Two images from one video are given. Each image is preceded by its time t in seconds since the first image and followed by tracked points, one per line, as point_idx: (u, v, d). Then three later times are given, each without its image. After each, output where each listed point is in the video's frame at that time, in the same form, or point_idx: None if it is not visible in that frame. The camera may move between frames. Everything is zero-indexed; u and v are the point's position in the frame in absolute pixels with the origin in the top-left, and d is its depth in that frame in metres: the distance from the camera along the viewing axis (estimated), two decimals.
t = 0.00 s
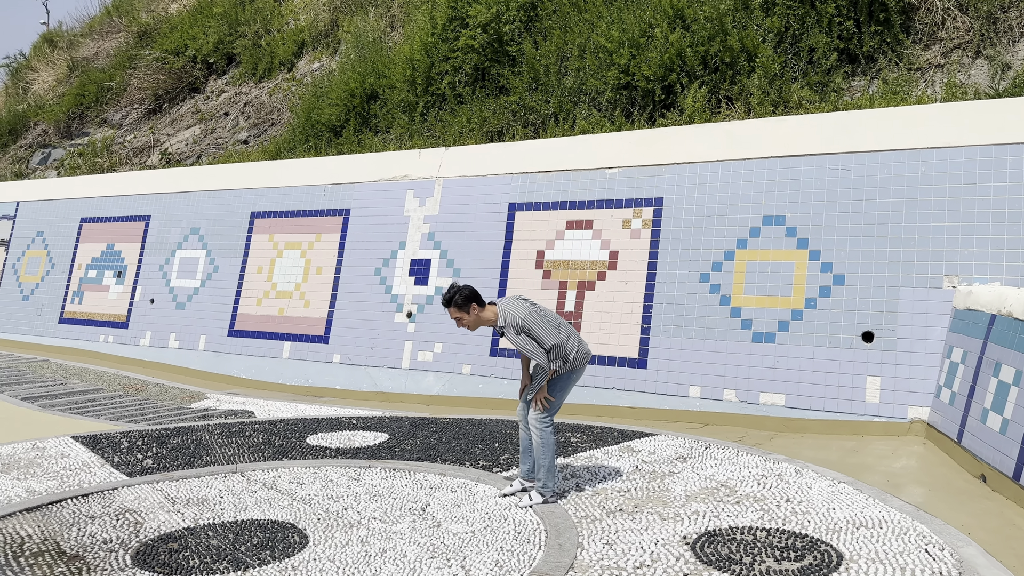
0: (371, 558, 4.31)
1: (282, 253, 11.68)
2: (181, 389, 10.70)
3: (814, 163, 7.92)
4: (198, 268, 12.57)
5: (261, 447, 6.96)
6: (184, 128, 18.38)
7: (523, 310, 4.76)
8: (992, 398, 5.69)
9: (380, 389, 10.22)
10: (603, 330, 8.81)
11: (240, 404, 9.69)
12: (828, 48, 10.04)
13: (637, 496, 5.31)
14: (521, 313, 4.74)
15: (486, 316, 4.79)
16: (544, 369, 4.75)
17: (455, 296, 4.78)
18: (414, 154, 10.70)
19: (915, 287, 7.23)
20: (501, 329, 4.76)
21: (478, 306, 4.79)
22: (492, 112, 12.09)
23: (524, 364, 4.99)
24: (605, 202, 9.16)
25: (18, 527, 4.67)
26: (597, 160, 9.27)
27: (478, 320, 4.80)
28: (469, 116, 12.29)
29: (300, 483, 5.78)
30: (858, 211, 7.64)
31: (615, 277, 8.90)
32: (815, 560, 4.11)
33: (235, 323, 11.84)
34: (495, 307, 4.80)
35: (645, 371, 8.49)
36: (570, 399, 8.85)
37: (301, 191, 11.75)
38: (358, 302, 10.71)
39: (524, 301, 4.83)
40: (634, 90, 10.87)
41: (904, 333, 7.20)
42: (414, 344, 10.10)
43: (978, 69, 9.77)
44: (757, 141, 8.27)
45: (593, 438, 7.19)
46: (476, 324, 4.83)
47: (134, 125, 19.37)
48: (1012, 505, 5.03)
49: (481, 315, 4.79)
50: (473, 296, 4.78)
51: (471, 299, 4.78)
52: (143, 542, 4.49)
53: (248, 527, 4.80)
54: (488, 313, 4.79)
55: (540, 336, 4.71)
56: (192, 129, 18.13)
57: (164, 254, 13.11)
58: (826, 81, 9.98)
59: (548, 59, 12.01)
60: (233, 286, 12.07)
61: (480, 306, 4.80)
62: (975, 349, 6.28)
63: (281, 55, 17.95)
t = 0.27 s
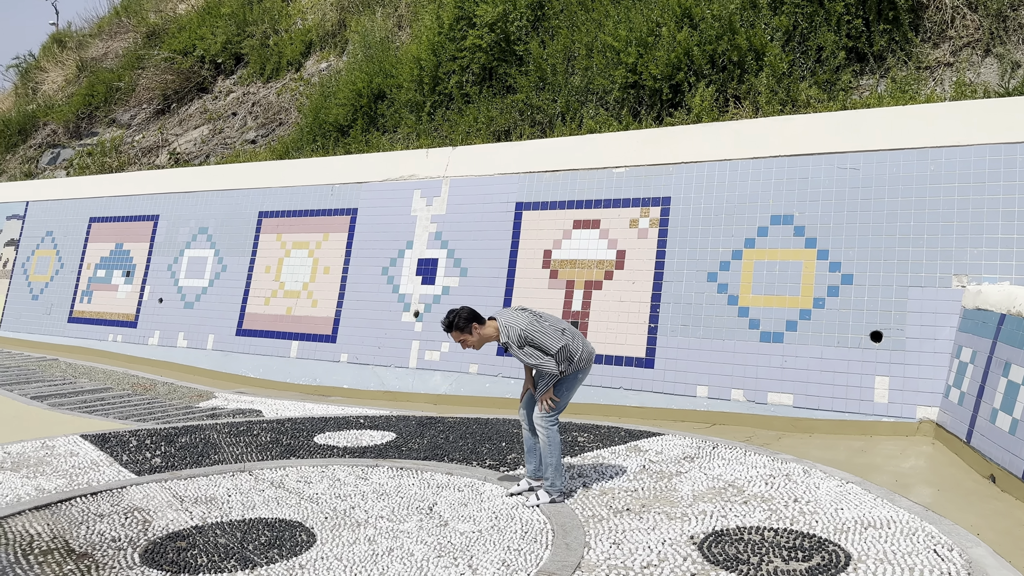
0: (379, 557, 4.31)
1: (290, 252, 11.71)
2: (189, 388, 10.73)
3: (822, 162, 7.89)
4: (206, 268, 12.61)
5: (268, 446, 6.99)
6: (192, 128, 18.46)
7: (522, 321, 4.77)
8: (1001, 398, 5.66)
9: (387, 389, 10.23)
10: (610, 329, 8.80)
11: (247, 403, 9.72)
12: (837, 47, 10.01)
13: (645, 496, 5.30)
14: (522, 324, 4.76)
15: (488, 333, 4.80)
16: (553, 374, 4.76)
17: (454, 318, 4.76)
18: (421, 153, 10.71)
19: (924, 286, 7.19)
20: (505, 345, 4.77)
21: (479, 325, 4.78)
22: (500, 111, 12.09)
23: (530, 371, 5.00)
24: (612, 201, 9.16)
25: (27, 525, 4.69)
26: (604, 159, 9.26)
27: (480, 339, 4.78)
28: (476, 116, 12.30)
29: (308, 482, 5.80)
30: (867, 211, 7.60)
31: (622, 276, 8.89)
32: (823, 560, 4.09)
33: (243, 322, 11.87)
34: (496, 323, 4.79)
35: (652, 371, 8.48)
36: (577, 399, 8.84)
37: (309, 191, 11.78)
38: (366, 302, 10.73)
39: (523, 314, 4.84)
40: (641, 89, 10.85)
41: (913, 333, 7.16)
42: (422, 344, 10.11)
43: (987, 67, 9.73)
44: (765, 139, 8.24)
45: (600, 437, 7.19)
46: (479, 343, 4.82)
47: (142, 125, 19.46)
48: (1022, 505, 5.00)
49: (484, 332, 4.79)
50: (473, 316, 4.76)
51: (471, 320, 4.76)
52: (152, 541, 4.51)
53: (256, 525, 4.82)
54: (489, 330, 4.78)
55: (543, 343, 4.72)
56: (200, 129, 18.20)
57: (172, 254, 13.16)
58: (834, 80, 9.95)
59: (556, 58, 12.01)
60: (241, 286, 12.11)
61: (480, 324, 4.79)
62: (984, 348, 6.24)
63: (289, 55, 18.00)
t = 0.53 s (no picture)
0: (393, 554, 4.34)
1: (306, 251, 11.78)
2: (206, 385, 10.83)
3: (839, 159, 7.83)
4: (223, 266, 12.71)
5: (284, 443, 7.04)
6: (209, 127, 18.60)
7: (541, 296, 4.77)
8: (1020, 397, 5.59)
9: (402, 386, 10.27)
10: (625, 327, 8.78)
11: (264, 400, 9.79)
12: (854, 42, 9.92)
13: (659, 495, 5.29)
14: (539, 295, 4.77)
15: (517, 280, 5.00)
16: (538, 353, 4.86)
17: (516, 226, 4.98)
18: (436, 152, 10.74)
19: (942, 284, 7.12)
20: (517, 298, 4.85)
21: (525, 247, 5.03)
22: (514, 109, 12.09)
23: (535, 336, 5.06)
24: (627, 199, 9.13)
25: (47, 521, 4.76)
26: (618, 157, 9.24)
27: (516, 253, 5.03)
28: (491, 114, 12.31)
29: (323, 479, 5.84)
30: (884, 208, 7.54)
31: (637, 274, 8.87)
32: (838, 560, 4.07)
33: (259, 320, 11.96)
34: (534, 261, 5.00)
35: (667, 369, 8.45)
36: (592, 397, 8.83)
37: (324, 189, 11.84)
38: (381, 300, 10.77)
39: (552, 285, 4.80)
40: (656, 86, 10.81)
41: (930, 331, 7.10)
42: (437, 342, 10.13)
43: (1008, 62, 9.62)
44: (780, 136, 8.19)
45: (614, 436, 7.17)
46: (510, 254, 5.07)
47: (160, 124, 19.62)
48: None
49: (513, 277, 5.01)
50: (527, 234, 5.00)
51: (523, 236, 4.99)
52: (169, 536, 4.56)
53: (272, 522, 4.86)
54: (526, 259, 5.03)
55: (553, 317, 4.76)
56: (217, 128, 18.33)
57: (190, 252, 13.27)
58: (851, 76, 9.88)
59: (570, 55, 11.98)
60: (257, 284, 12.19)
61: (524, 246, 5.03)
62: (1003, 347, 6.17)
63: (305, 54, 18.09)
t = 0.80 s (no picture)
0: (396, 557, 4.32)
1: (310, 253, 11.78)
2: (210, 388, 10.83)
3: (843, 161, 7.81)
4: (227, 268, 12.72)
5: (288, 446, 7.03)
6: (213, 130, 18.63)
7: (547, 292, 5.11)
8: None
9: (406, 389, 10.26)
10: (628, 330, 8.77)
11: (267, 403, 9.78)
12: (859, 45, 9.91)
13: (663, 498, 5.27)
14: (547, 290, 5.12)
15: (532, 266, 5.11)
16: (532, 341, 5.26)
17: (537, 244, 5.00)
18: (439, 154, 10.74)
19: (948, 287, 7.09)
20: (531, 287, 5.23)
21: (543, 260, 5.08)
22: (518, 111, 12.09)
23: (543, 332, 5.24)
24: (631, 202, 9.12)
25: (50, 523, 4.75)
26: (622, 159, 9.23)
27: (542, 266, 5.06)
28: (494, 117, 12.31)
29: (327, 482, 5.82)
30: (889, 211, 7.51)
31: (640, 277, 8.85)
32: (844, 564, 4.04)
33: (263, 323, 11.96)
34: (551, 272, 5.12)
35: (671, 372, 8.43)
36: (595, 400, 8.80)
37: (328, 192, 11.84)
38: (384, 302, 10.77)
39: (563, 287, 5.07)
40: (660, 89, 10.80)
41: (936, 334, 7.07)
42: (440, 344, 10.12)
43: (1012, 65, 9.61)
44: (785, 139, 8.17)
45: (618, 439, 7.15)
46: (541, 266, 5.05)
47: (163, 127, 19.65)
48: None
49: (535, 268, 5.02)
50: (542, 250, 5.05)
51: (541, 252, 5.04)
52: (172, 539, 4.55)
53: (275, 525, 4.85)
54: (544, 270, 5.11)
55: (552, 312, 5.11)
56: (221, 131, 18.36)
57: (193, 255, 13.28)
58: (855, 78, 9.87)
59: (574, 57, 11.97)
60: (261, 286, 12.19)
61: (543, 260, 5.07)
62: (1009, 350, 6.14)
63: (308, 57, 18.12)
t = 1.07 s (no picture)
0: (397, 556, 4.32)
1: (311, 252, 11.79)
2: (211, 387, 10.84)
3: (845, 160, 7.81)
4: (228, 267, 12.72)
5: (289, 445, 7.04)
6: (214, 129, 18.64)
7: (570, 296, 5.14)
8: None
9: (407, 388, 10.27)
10: (629, 329, 8.77)
11: (268, 402, 9.79)
12: (860, 44, 9.90)
13: (664, 497, 5.27)
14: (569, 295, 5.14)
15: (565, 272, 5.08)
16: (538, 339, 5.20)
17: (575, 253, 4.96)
18: (440, 153, 10.74)
19: (949, 286, 7.09)
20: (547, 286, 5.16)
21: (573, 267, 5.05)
22: (519, 110, 12.09)
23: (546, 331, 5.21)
24: (632, 201, 9.12)
25: (52, 522, 4.76)
26: (623, 158, 9.23)
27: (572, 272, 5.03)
28: (495, 116, 12.32)
29: (328, 481, 5.83)
30: (890, 210, 7.51)
31: (641, 276, 8.85)
32: (845, 563, 4.04)
33: (264, 322, 11.96)
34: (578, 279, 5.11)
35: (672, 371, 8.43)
36: (596, 399, 8.80)
37: (329, 191, 11.85)
38: (385, 301, 10.77)
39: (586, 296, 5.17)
40: (661, 88, 10.80)
41: (937, 333, 7.07)
42: (441, 343, 10.12)
43: (1014, 64, 9.61)
44: (786, 138, 8.17)
45: (619, 438, 7.15)
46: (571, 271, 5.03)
47: (165, 126, 19.67)
48: None
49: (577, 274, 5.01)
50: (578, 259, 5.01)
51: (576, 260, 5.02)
52: (173, 538, 4.55)
53: (276, 524, 4.85)
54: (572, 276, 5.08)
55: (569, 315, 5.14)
56: (222, 130, 18.38)
57: (194, 254, 13.29)
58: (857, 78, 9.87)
59: (575, 56, 11.97)
60: (262, 285, 12.20)
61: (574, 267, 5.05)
62: (1010, 349, 6.14)
63: (309, 56, 18.12)
